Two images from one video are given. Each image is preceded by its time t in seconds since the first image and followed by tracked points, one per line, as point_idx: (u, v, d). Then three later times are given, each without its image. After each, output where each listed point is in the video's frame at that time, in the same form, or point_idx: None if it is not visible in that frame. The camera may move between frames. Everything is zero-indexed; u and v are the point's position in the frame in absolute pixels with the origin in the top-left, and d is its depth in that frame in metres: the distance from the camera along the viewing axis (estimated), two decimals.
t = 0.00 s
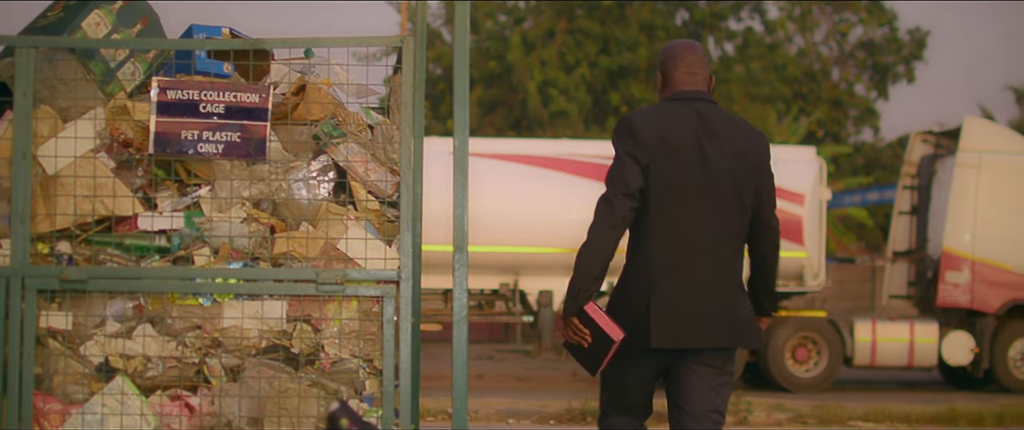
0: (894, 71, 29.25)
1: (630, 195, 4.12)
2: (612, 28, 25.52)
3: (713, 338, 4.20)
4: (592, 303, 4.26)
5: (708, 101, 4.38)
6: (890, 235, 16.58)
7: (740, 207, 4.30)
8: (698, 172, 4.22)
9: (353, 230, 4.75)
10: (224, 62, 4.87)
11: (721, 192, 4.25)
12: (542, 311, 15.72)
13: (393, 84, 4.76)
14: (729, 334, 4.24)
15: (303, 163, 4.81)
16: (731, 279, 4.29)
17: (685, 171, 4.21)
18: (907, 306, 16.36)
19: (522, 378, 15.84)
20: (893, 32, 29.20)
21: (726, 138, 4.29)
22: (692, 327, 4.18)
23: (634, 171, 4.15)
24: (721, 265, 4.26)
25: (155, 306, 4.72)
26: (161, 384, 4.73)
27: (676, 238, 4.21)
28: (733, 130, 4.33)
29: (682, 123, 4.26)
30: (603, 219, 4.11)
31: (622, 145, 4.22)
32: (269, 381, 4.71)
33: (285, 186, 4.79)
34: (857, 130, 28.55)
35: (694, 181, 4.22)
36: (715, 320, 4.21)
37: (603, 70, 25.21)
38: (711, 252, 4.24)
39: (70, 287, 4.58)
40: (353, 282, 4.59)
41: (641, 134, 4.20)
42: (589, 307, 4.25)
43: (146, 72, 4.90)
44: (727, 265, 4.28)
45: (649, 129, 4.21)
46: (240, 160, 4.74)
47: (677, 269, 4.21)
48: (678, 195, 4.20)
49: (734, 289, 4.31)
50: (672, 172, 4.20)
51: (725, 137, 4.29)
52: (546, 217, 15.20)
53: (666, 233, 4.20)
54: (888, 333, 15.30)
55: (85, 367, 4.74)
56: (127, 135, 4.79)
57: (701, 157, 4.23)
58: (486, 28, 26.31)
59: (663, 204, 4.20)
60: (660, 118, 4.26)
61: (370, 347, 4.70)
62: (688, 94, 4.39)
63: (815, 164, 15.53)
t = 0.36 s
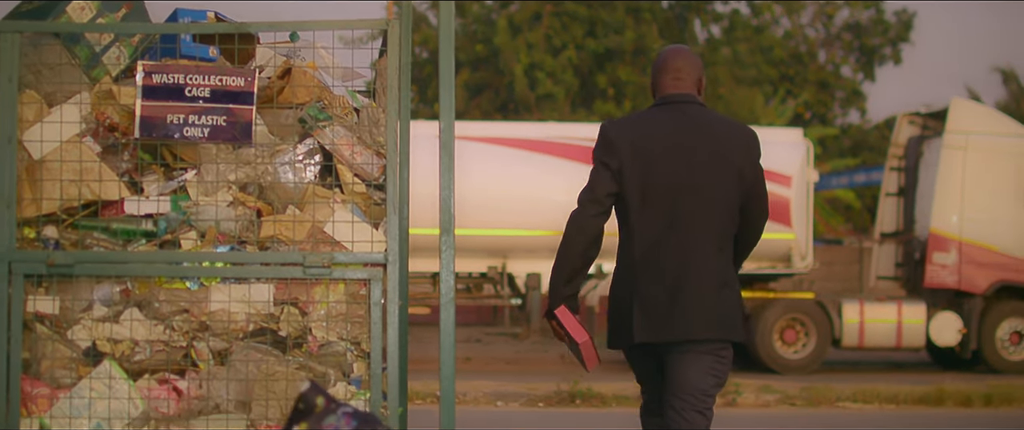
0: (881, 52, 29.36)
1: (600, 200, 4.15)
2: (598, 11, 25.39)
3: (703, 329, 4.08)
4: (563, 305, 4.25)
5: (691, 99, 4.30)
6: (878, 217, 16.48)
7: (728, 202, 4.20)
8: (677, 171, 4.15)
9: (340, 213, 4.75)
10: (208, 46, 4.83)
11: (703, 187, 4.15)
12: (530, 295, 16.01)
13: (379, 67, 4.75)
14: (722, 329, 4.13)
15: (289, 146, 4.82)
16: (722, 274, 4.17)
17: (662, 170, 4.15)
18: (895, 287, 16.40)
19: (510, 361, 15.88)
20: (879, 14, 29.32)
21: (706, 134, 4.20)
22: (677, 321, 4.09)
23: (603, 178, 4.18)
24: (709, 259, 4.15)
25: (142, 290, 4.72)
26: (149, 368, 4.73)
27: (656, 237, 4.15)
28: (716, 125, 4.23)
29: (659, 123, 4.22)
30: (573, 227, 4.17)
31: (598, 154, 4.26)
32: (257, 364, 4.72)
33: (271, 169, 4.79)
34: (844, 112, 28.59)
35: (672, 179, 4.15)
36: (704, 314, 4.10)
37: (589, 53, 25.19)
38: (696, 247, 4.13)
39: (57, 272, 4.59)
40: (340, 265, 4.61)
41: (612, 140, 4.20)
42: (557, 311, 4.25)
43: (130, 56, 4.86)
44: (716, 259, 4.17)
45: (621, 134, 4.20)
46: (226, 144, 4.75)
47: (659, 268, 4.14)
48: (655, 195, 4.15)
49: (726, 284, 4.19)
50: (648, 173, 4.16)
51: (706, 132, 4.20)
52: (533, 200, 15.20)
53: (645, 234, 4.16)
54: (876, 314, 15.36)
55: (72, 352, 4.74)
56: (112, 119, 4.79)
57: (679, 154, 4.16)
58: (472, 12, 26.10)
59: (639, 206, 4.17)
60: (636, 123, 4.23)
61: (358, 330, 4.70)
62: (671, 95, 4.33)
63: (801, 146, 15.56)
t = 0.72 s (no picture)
0: (871, 42, 28.93)
1: (583, 205, 4.30)
2: None
3: (692, 314, 4.11)
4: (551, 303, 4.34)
5: (671, 92, 4.34)
6: (868, 206, 16.58)
7: (715, 189, 4.21)
8: (657, 165, 4.22)
9: (330, 199, 4.75)
10: (199, 31, 4.81)
11: (683, 176, 4.19)
12: (520, 282, 16.06)
13: (370, 53, 4.73)
14: (716, 313, 4.13)
15: (279, 131, 4.81)
16: (711, 260, 4.17)
17: (640, 167, 4.24)
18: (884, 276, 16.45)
19: (500, 349, 15.93)
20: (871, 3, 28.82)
21: (682, 124, 4.24)
22: (667, 309, 4.14)
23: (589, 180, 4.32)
24: (695, 245, 4.16)
25: (131, 275, 4.73)
26: (138, 353, 4.73)
27: (641, 230, 4.22)
28: (695, 113, 4.25)
29: (636, 120, 4.30)
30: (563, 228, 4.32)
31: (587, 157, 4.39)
32: (246, 350, 4.72)
33: (261, 155, 4.79)
34: (835, 102, 28.46)
35: (652, 173, 4.22)
36: (692, 300, 4.11)
37: (580, 41, 25.07)
38: (680, 234, 4.16)
39: (47, 256, 4.60)
40: (329, 251, 4.62)
41: (595, 143, 4.34)
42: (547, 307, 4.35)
43: (122, 40, 4.83)
44: (704, 243, 4.17)
45: (600, 138, 4.34)
46: (217, 129, 4.75)
47: (646, 259, 4.20)
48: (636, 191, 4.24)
49: (720, 268, 4.19)
50: (630, 169, 4.26)
51: (683, 123, 4.24)
52: (523, 188, 15.21)
53: (631, 229, 4.25)
54: (865, 304, 15.40)
55: (61, 336, 4.73)
56: (103, 104, 4.78)
57: (657, 148, 4.23)
58: None
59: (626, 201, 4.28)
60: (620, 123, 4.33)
61: (347, 316, 4.71)
62: (653, 90, 4.38)
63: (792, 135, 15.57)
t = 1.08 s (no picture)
0: (869, 22, 28.80)
1: (583, 164, 4.51)
2: None
3: (680, 273, 4.28)
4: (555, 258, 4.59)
5: (667, 57, 4.50)
6: (867, 185, 16.61)
7: (707, 151, 4.37)
8: (652, 127, 4.40)
9: (329, 176, 4.75)
10: (197, 8, 4.80)
11: (674, 140, 4.35)
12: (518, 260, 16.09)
13: (368, 30, 4.80)
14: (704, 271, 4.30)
15: (278, 109, 4.80)
16: (700, 220, 4.33)
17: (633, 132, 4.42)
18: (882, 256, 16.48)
19: (499, 326, 15.97)
20: None
21: (673, 89, 4.39)
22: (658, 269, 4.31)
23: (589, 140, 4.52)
24: (685, 207, 4.32)
25: (130, 251, 4.75)
26: (137, 330, 4.74)
27: (634, 192, 4.40)
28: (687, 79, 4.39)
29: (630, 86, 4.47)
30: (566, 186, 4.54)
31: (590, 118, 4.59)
32: (245, 327, 4.74)
33: (260, 131, 4.79)
34: (833, 81, 28.39)
35: (644, 137, 4.40)
36: (681, 257, 4.29)
37: (579, 20, 24.93)
38: (671, 197, 4.33)
39: (46, 232, 4.58)
40: (328, 229, 4.61)
41: (596, 105, 4.54)
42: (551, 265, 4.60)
43: (120, 18, 4.82)
44: (694, 207, 4.33)
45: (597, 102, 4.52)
46: (215, 106, 4.75)
47: (638, 222, 4.38)
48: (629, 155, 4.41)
49: (709, 228, 4.35)
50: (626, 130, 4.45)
51: (676, 87, 4.39)
52: (521, 166, 15.21)
53: (626, 192, 4.43)
54: (863, 283, 15.43)
55: (60, 313, 4.73)
56: (101, 81, 4.78)
57: (651, 111, 4.40)
58: None
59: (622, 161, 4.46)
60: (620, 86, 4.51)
61: (346, 293, 4.73)
62: (654, 54, 4.54)
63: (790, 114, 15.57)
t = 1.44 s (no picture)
0: None
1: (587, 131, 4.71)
2: None
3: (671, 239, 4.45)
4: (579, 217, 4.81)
5: (671, 29, 4.65)
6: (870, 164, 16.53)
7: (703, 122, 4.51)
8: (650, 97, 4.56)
9: (333, 153, 4.75)
10: None
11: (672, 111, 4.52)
12: (521, 237, 16.11)
13: (372, 8, 4.78)
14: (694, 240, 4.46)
15: (282, 85, 4.81)
16: (694, 188, 4.50)
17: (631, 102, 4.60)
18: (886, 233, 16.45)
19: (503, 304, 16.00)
20: None
21: (670, 60, 4.55)
22: (648, 235, 4.48)
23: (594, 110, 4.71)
24: (678, 176, 4.49)
25: (134, 229, 4.75)
26: (142, 306, 4.75)
27: (631, 161, 4.59)
28: (688, 51, 4.54)
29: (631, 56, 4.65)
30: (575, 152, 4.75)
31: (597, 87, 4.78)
32: (249, 304, 4.75)
33: (264, 108, 4.79)
34: (835, 59, 28.28)
35: (641, 107, 4.58)
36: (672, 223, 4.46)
37: None
38: (664, 166, 4.50)
39: (50, 209, 4.57)
40: (332, 205, 4.61)
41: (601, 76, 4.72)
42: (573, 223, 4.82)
43: None
44: (687, 175, 4.50)
45: (601, 74, 4.73)
46: (220, 83, 4.74)
47: (636, 186, 4.57)
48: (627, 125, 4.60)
49: (703, 198, 4.50)
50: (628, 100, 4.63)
51: (674, 58, 4.54)
52: (524, 143, 15.19)
53: (625, 160, 4.63)
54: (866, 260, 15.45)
55: (65, 289, 4.74)
56: (105, 58, 4.75)
57: (651, 82, 4.57)
58: None
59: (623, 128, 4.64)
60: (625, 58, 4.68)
61: (350, 270, 4.73)
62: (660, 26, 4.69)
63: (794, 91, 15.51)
